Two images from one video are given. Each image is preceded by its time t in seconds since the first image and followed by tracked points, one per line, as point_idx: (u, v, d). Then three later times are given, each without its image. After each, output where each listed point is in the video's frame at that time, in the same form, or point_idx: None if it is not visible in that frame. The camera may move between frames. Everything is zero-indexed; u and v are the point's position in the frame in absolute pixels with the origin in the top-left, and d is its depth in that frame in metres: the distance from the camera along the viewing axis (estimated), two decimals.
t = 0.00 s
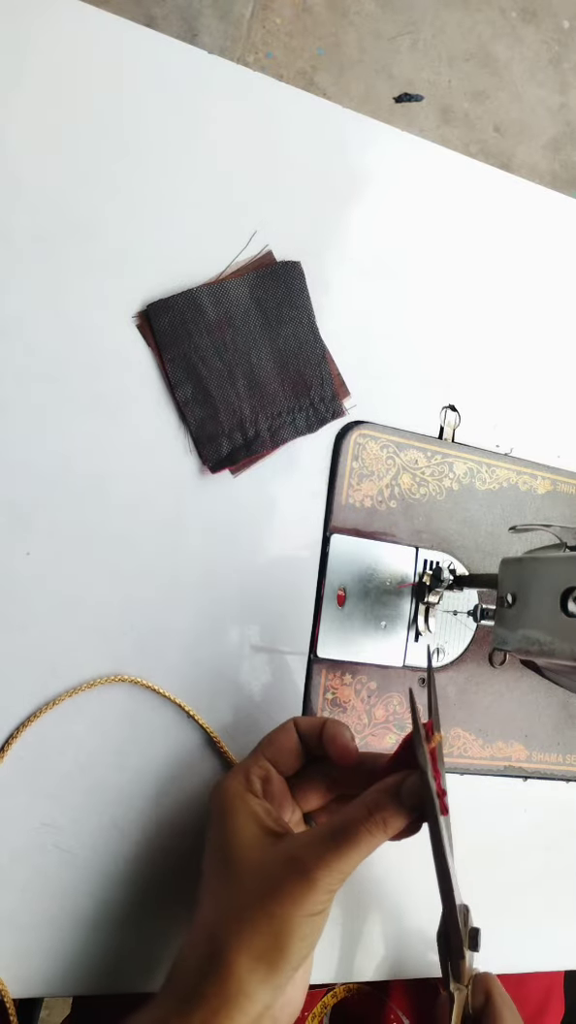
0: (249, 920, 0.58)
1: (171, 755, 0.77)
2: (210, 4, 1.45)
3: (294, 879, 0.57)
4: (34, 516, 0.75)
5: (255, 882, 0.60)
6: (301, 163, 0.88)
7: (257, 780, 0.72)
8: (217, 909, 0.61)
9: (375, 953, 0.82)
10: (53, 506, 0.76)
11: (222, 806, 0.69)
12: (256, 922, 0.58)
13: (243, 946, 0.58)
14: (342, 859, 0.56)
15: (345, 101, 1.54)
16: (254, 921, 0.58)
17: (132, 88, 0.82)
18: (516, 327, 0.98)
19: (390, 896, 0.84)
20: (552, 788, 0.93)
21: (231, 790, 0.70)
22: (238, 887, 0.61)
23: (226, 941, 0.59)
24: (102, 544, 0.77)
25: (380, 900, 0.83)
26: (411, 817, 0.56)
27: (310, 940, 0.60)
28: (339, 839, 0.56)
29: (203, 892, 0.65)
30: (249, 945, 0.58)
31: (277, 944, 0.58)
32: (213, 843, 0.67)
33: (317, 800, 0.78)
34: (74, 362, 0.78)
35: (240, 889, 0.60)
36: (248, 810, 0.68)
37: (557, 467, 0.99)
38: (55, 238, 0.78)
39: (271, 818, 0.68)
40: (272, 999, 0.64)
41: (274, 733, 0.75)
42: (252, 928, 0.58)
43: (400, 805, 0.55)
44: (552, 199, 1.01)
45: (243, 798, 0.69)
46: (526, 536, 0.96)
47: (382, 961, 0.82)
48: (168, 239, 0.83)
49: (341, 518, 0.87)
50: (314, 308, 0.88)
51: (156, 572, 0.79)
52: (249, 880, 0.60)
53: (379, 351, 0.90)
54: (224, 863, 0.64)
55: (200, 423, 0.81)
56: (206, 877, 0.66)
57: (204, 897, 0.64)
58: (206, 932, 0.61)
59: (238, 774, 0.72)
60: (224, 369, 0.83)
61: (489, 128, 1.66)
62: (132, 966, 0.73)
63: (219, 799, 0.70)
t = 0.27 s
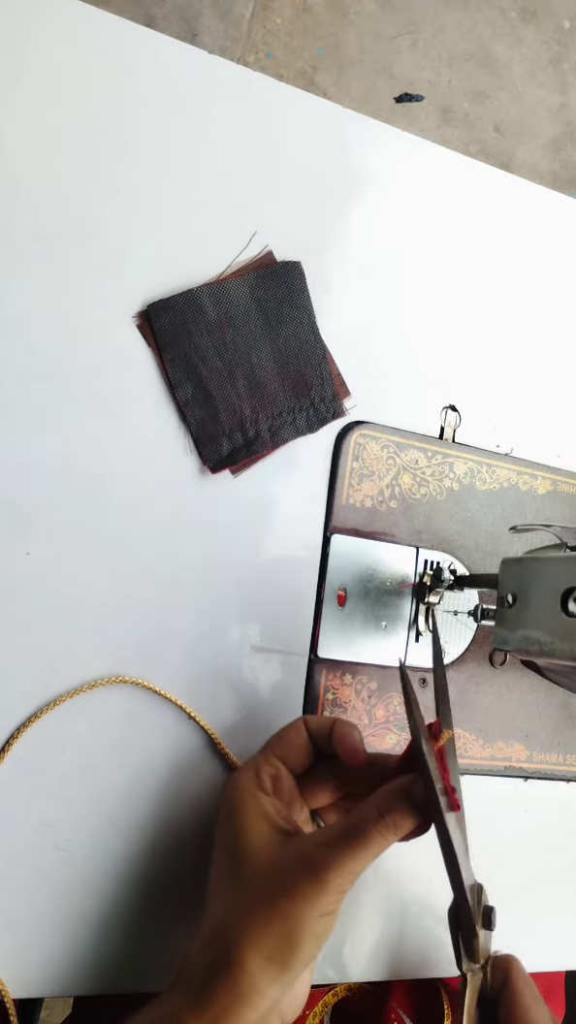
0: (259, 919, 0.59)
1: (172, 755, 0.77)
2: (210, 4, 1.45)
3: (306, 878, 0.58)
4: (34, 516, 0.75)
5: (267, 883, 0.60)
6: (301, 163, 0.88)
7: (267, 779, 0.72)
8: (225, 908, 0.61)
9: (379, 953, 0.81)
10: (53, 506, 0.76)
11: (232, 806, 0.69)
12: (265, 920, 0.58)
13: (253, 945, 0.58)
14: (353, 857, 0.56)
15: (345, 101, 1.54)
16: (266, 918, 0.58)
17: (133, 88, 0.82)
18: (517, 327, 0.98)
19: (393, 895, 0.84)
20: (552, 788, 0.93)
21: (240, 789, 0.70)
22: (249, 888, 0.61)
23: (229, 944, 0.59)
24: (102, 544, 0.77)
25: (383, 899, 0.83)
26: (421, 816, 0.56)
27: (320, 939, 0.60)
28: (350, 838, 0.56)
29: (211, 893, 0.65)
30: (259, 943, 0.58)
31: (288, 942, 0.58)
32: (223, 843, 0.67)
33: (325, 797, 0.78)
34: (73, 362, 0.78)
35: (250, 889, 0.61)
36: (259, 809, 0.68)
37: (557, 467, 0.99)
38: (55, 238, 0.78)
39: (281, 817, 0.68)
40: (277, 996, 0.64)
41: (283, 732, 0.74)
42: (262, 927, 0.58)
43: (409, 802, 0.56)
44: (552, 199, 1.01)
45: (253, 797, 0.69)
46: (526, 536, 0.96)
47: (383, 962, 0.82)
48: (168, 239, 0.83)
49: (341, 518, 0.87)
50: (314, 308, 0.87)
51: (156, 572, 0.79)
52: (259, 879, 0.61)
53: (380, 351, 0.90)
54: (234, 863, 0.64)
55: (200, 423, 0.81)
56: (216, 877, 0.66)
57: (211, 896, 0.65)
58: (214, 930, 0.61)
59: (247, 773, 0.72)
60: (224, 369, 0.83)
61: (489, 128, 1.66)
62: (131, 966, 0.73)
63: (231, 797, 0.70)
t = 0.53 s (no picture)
0: (261, 914, 0.58)
1: (172, 755, 0.77)
2: (210, 4, 1.45)
3: (307, 870, 0.57)
4: (34, 516, 0.75)
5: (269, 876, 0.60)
6: (301, 163, 0.88)
7: (269, 773, 0.73)
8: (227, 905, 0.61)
9: (377, 951, 0.82)
10: (53, 506, 0.76)
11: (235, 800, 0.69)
12: (267, 916, 0.58)
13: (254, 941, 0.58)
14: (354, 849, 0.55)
15: (345, 101, 1.54)
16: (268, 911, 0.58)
17: (133, 88, 0.82)
18: (517, 327, 0.98)
19: (392, 894, 0.84)
20: (552, 788, 0.93)
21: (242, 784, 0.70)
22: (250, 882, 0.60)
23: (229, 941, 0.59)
24: (102, 544, 0.77)
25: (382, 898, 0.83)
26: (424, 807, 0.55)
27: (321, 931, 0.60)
28: (351, 831, 0.55)
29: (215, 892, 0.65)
30: (261, 937, 0.58)
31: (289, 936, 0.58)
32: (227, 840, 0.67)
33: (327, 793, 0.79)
34: (73, 361, 0.78)
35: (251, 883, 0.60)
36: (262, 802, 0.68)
37: (557, 467, 0.99)
38: (55, 238, 0.78)
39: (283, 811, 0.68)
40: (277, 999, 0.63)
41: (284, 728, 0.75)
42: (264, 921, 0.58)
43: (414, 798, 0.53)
44: (552, 199, 1.01)
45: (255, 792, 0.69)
46: (527, 536, 0.96)
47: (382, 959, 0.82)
48: (168, 239, 0.83)
49: (341, 518, 0.87)
50: (314, 308, 0.87)
51: (156, 571, 0.79)
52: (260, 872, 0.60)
53: (380, 351, 0.90)
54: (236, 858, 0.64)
55: (200, 422, 0.81)
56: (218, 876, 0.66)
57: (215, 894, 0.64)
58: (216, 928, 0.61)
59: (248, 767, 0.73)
60: (224, 369, 0.83)
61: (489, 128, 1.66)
62: (131, 966, 0.73)
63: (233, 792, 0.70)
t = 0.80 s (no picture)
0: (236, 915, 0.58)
1: (172, 755, 0.77)
2: (210, 4, 1.45)
3: (280, 865, 0.57)
4: (34, 516, 0.75)
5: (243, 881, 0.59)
6: (301, 163, 0.88)
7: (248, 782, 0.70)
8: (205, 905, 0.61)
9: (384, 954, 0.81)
10: (54, 506, 0.76)
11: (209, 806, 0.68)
12: (245, 919, 0.57)
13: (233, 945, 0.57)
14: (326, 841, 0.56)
15: (345, 101, 1.54)
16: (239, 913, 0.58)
17: (133, 89, 0.82)
18: (516, 327, 0.98)
19: (397, 896, 0.83)
20: (552, 788, 0.93)
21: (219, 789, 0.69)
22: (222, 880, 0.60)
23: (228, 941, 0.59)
24: (102, 544, 0.77)
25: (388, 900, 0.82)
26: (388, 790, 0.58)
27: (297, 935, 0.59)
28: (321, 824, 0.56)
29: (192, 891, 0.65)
30: (236, 935, 0.57)
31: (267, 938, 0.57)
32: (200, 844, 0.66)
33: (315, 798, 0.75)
34: (73, 362, 0.78)
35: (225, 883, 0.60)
36: (238, 809, 0.66)
37: (557, 467, 0.99)
38: (55, 238, 0.78)
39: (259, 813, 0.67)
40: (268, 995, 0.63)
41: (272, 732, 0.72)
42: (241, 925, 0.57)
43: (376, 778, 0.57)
44: (552, 199, 1.01)
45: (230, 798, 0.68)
46: (526, 536, 0.96)
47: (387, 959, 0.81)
48: (168, 239, 0.83)
49: (341, 518, 0.87)
50: (314, 308, 0.88)
51: (156, 571, 0.79)
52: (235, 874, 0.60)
53: (379, 351, 0.90)
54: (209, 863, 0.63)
55: (200, 422, 0.81)
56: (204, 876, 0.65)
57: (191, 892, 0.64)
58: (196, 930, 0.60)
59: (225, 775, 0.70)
60: (224, 369, 0.83)
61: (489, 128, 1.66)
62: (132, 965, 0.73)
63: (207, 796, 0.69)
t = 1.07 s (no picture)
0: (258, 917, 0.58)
1: (172, 755, 0.77)
2: (210, 4, 1.45)
3: (303, 876, 0.58)
4: (34, 516, 0.75)
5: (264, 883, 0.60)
6: (301, 163, 0.88)
7: (261, 787, 0.68)
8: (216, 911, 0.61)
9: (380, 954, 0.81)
10: (54, 506, 0.76)
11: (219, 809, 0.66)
12: (265, 919, 0.58)
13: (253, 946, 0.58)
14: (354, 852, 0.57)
15: (345, 101, 1.54)
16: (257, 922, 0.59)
17: (133, 89, 0.82)
18: (516, 327, 0.98)
19: (393, 895, 0.83)
20: (552, 788, 0.93)
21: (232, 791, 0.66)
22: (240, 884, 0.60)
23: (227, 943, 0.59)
24: (102, 544, 0.77)
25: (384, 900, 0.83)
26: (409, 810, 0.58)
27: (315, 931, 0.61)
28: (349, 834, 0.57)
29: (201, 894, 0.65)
30: (254, 944, 0.58)
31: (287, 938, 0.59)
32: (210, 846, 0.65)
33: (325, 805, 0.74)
34: (73, 361, 0.78)
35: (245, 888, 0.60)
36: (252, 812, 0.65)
37: (557, 467, 0.99)
38: (55, 238, 0.78)
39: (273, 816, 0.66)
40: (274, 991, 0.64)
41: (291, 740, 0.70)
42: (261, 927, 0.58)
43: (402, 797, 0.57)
44: (552, 199, 1.01)
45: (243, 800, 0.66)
46: (526, 536, 0.96)
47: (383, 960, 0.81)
48: (168, 239, 0.83)
49: (341, 518, 0.87)
50: (314, 308, 0.88)
51: (156, 571, 0.79)
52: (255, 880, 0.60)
53: (379, 351, 0.90)
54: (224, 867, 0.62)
55: (200, 423, 0.81)
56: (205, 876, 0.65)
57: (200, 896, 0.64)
58: (208, 932, 0.61)
59: (237, 777, 0.68)
60: (224, 369, 0.83)
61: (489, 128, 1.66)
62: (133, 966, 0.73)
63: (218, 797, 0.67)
